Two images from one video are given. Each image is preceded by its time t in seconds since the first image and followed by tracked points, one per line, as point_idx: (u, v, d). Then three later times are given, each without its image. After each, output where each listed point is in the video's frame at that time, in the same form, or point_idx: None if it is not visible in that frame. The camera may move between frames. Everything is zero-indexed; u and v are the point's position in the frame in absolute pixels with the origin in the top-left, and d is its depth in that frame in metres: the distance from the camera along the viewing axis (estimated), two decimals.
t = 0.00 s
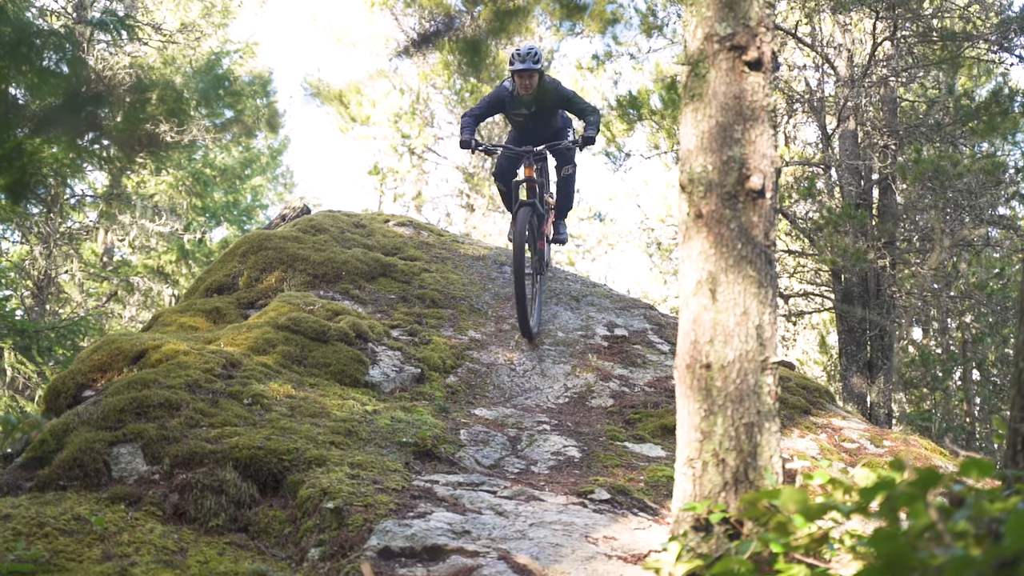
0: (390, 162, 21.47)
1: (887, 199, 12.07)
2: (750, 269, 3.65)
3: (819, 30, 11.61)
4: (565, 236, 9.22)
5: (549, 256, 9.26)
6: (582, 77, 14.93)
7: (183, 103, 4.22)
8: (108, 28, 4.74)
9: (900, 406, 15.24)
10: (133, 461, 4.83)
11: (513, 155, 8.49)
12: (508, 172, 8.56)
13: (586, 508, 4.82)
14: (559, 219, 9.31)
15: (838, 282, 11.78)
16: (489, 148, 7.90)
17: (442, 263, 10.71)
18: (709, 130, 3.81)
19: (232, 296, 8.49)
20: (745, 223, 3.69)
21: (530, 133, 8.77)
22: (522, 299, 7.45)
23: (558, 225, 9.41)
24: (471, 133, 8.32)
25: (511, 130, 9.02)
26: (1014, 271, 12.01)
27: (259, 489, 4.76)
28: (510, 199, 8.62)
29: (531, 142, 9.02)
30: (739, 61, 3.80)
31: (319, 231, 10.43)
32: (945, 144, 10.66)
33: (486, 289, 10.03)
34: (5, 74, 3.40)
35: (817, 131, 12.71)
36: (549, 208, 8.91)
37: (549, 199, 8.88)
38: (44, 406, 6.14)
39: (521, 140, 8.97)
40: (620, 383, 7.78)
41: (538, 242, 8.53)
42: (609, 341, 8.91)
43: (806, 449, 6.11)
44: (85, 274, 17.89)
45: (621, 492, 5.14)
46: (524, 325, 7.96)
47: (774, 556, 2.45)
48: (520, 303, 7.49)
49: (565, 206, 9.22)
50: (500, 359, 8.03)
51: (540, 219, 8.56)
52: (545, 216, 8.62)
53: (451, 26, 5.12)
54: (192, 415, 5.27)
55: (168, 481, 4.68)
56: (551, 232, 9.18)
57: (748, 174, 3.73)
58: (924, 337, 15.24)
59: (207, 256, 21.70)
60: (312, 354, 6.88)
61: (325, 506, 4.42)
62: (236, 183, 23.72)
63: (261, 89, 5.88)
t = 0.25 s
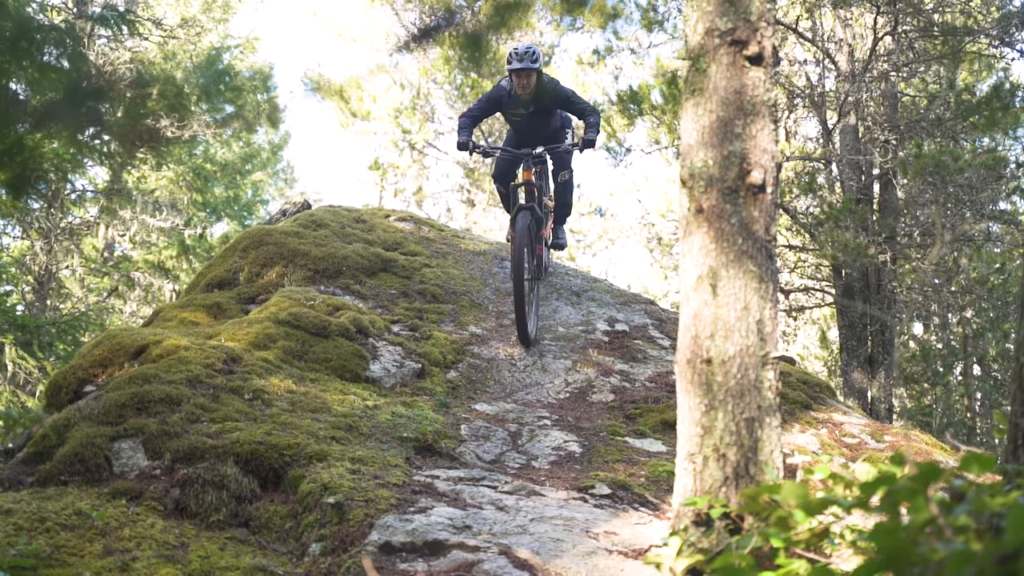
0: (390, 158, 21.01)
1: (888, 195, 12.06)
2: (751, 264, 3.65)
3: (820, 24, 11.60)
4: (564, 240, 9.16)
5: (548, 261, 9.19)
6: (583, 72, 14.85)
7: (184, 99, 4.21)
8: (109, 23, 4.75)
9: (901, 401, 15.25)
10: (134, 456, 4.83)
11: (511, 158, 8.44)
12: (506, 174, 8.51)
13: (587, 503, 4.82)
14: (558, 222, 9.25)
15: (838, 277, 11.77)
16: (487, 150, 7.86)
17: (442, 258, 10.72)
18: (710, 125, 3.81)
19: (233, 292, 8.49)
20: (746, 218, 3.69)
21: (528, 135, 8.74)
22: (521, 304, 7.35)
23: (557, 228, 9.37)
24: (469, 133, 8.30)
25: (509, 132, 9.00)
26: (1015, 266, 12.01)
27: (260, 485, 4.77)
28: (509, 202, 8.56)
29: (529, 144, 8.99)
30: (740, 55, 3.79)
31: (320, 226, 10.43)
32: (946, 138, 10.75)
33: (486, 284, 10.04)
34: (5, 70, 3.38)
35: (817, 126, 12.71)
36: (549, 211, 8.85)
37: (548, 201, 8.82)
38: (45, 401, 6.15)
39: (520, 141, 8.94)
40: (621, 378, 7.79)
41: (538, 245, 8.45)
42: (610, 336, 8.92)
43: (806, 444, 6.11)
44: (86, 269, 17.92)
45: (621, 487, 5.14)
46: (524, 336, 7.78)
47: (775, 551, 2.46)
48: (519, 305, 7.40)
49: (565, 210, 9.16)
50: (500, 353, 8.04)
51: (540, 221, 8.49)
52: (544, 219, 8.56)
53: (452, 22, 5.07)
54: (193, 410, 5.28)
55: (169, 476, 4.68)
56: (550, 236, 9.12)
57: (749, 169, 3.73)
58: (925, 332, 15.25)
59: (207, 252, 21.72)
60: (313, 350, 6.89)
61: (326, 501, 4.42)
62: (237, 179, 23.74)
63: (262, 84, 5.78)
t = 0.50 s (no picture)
0: (392, 153, 21.32)
1: (890, 190, 12.06)
2: (752, 259, 3.65)
3: (822, 20, 11.59)
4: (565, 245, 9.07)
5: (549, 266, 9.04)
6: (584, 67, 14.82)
7: (185, 94, 4.23)
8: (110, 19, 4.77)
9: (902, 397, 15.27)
10: (136, 451, 4.84)
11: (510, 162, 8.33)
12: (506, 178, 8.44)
13: (589, 498, 4.83)
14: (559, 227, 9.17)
15: (839, 273, 11.77)
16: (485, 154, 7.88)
17: (444, 253, 10.73)
18: (711, 120, 3.81)
19: (234, 287, 8.50)
20: (748, 213, 3.69)
21: (527, 135, 8.72)
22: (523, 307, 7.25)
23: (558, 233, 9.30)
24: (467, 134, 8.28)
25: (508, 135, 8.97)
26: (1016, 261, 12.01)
27: (261, 480, 4.77)
28: (509, 205, 8.48)
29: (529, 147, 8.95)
30: (742, 51, 3.79)
31: (321, 221, 10.43)
32: (947, 133, 10.75)
33: (488, 279, 10.05)
34: (7, 66, 3.38)
35: (819, 121, 12.70)
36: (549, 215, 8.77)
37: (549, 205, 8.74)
38: (46, 396, 6.15)
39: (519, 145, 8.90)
40: (622, 374, 7.79)
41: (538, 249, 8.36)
42: (611, 331, 8.92)
43: (808, 439, 6.12)
44: (87, 265, 17.94)
45: (623, 482, 5.15)
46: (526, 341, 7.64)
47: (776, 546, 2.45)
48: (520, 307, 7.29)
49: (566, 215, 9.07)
50: (501, 348, 8.06)
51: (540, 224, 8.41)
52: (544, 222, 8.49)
53: (452, 17, 5.02)
54: (194, 405, 5.28)
55: (171, 470, 4.69)
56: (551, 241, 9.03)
57: (750, 164, 3.73)
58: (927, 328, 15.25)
59: (209, 248, 21.74)
60: (314, 345, 6.89)
61: (328, 496, 4.43)
62: (238, 174, 23.76)
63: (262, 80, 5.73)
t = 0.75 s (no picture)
0: (392, 148, 21.14)
1: (890, 184, 12.06)
2: (753, 253, 3.65)
3: (823, 14, 11.58)
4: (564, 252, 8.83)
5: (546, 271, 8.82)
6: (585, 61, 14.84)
7: (185, 89, 4.27)
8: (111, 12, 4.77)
9: (902, 391, 15.29)
10: (137, 445, 4.84)
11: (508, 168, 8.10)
12: (505, 184, 8.22)
13: (589, 492, 4.83)
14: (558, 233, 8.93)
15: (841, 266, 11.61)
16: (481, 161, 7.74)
17: (444, 248, 10.72)
18: (712, 114, 3.81)
19: (235, 282, 8.49)
20: (748, 207, 3.69)
21: (526, 135, 8.63)
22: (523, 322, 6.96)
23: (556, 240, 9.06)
24: (465, 137, 8.16)
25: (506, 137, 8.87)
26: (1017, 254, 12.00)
27: (262, 474, 4.78)
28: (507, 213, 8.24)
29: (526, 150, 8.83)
30: (743, 44, 3.79)
31: (322, 216, 10.43)
32: (948, 127, 10.77)
33: (488, 274, 10.05)
34: (8, 61, 3.32)
35: (820, 115, 12.69)
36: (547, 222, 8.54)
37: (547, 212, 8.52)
38: (47, 390, 6.16)
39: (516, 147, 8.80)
40: (623, 368, 7.79)
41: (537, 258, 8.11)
42: (612, 326, 8.92)
43: (808, 433, 6.12)
44: (88, 260, 17.96)
45: (623, 476, 5.15)
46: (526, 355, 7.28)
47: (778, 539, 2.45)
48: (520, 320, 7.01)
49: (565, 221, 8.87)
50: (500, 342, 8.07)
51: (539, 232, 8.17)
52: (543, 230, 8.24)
53: (454, 11, 5.07)
54: (196, 399, 5.29)
55: (172, 465, 4.69)
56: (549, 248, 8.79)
57: (751, 158, 3.72)
58: (928, 321, 15.24)
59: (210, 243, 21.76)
60: (315, 340, 6.89)
61: (329, 491, 4.43)
62: (239, 170, 23.75)
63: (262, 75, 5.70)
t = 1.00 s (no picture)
0: (392, 142, 21.48)
1: (891, 176, 12.05)
2: (753, 246, 3.65)
3: (823, 6, 11.55)
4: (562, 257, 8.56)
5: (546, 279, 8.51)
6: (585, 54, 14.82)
7: (186, 83, 4.26)
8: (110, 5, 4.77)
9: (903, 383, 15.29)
10: (138, 438, 4.85)
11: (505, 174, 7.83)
12: (502, 189, 8.03)
13: (590, 484, 4.83)
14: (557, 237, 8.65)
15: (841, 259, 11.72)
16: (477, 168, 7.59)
17: (444, 240, 10.72)
18: (713, 106, 3.80)
19: (235, 275, 8.49)
20: (749, 199, 3.68)
21: (523, 137, 8.55)
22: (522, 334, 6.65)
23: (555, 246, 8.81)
24: (462, 138, 8.07)
25: (503, 140, 8.80)
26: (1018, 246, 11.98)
27: (263, 467, 4.78)
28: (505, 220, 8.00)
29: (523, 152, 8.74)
30: (743, 36, 3.79)
31: (322, 209, 10.43)
32: (948, 119, 10.75)
33: (489, 267, 10.06)
34: (7, 54, 3.34)
35: (820, 107, 12.67)
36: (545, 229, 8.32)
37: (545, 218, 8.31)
38: (48, 384, 6.17)
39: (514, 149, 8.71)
40: (623, 360, 7.79)
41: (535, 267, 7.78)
42: (612, 318, 8.93)
43: (809, 426, 6.12)
44: (89, 253, 17.97)
45: (624, 468, 5.16)
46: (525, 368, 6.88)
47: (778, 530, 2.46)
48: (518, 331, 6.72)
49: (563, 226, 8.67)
50: (500, 335, 8.08)
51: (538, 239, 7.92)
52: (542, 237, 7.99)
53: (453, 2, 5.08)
54: (197, 392, 5.30)
55: (173, 458, 4.69)
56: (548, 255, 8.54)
57: (752, 150, 3.72)
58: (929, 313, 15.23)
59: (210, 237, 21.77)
60: (315, 333, 6.90)
61: (330, 484, 4.44)
62: (239, 164, 23.75)
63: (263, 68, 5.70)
